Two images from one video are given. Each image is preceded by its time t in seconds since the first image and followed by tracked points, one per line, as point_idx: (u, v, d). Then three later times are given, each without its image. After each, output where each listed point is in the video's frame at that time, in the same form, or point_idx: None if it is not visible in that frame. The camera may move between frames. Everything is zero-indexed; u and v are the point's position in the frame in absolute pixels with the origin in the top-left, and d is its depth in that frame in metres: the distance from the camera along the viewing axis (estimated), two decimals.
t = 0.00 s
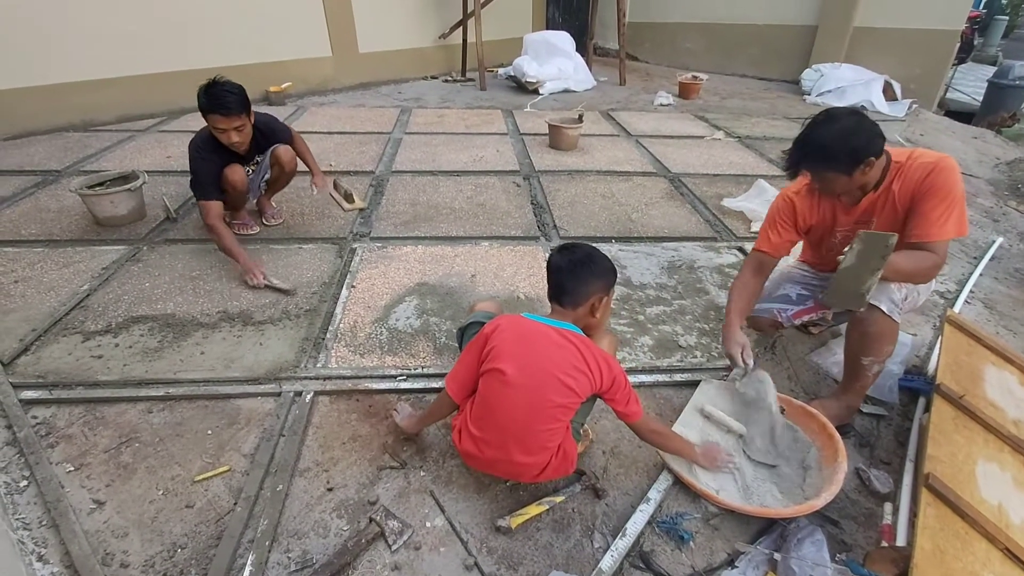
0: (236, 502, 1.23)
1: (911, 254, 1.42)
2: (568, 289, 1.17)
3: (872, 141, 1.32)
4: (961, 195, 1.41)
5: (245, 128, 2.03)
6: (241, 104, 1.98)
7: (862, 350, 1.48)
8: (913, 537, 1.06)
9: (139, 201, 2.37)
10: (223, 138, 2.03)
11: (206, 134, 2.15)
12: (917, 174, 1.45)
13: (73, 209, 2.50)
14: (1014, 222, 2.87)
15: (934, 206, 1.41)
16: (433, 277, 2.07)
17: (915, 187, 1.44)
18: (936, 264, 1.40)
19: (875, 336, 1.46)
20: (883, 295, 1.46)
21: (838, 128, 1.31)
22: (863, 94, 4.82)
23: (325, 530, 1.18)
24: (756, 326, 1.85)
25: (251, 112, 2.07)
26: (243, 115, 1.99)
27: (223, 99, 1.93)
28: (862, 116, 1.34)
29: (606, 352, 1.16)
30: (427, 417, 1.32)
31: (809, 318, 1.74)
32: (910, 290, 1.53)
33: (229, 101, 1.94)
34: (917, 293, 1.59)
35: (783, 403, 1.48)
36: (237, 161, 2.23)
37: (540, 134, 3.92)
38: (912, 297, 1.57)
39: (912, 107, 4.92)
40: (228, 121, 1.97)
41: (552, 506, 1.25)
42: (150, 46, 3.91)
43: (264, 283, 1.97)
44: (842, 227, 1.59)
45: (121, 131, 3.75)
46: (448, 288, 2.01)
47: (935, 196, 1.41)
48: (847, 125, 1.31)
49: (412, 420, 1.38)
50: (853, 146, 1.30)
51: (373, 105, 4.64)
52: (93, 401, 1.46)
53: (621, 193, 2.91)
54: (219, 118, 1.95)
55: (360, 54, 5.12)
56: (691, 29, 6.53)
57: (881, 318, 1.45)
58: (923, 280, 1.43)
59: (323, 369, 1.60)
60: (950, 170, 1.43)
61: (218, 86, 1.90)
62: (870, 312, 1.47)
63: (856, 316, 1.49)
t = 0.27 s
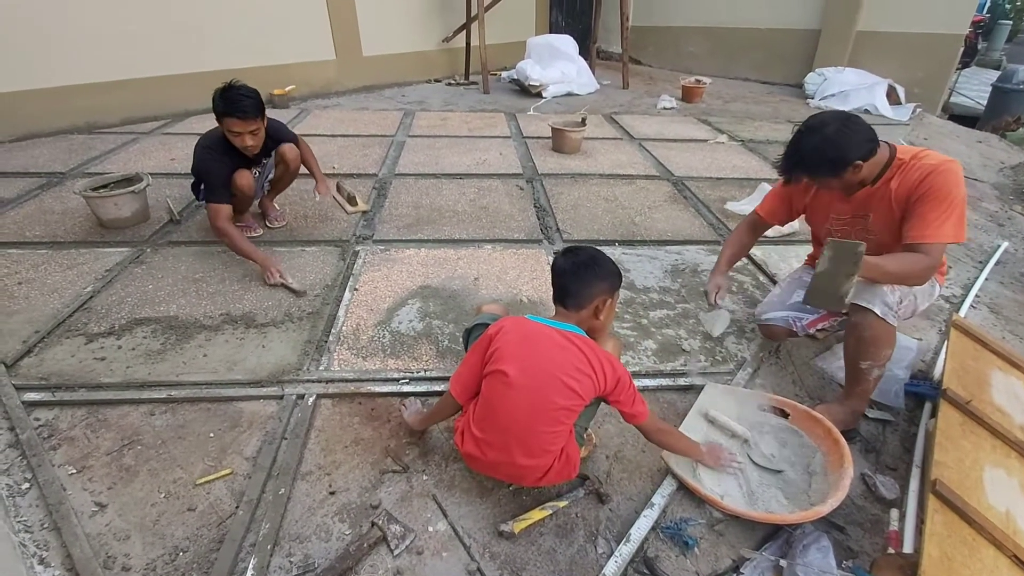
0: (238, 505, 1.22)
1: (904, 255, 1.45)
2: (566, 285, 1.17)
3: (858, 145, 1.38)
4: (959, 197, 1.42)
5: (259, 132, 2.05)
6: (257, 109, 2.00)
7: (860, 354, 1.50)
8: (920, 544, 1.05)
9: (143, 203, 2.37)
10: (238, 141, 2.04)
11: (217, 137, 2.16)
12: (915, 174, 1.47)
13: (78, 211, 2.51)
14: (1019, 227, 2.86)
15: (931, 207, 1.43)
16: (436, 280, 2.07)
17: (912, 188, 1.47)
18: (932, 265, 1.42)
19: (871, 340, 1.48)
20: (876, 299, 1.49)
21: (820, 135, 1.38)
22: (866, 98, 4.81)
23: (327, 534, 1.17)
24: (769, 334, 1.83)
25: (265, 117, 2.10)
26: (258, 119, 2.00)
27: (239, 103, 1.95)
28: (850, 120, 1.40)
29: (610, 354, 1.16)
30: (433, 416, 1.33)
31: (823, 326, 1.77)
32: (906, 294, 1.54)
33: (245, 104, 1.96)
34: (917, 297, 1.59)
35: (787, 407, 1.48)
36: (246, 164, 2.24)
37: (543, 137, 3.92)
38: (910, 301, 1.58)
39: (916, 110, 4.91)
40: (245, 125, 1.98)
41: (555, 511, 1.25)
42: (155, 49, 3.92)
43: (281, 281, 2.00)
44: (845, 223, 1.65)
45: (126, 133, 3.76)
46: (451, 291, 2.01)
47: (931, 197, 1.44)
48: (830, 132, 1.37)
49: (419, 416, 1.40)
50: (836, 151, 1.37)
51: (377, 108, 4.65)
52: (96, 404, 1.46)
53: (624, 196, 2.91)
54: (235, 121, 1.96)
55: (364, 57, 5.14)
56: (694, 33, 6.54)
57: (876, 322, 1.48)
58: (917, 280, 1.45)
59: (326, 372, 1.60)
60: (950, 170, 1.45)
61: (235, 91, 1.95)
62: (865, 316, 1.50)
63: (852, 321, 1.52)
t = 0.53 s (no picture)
0: (241, 508, 1.22)
1: (893, 254, 1.45)
2: (563, 281, 1.17)
3: (846, 140, 1.40)
4: (951, 199, 1.41)
5: (269, 135, 2.05)
6: (267, 111, 2.01)
7: (857, 357, 1.50)
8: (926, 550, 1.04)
9: (147, 204, 2.38)
10: (247, 143, 2.04)
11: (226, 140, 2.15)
12: (910, 172, 1.46)
13: (82, 213, 2.52)
14: None
15: (923, 206, 1.43)
16: (439, 282, 2.07)
17: (906, 186, 1.47)
18: (919, 266, 1.41)
19: (867, 343, 1.49)
20: (871, 300, 1.50)
21: (809, 129, 1.41)
22: (870, 101, 4.80)
23: (329, 537, 1.17)
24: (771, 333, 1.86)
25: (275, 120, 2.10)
26: (268, 122, 2.01)
27: (250, 105, 1.96)
28: (842, 115, 1.41)
29: (615, 355, 1.16)
30: (433, 422, 1.33)
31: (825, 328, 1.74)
32: (904, 296, 1.54)
33: (256, 107, 1.97)
34: (918, 300, 1.58)
35: (791, 411, 1.47)
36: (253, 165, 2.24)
37: (546, 139, 3.92)
38: (911, 304, 1.57)
39: (920, 113, 4.89)
40: (254, 127, 1.99)
41: (557, 515, 1.24)
42: (160, 52, 3.94)
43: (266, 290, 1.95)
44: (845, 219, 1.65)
45: (130, 135, 3.78)
46: (454, 293, 2.01)
47: (922, 196, 1.43)
48: (820, 125, 1.40)
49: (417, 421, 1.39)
50: (822, 145, 1.40)
51: (380, 110, 4.66)
52: (98, 405, 1.46)
53: (627, 199, 2.91)
54: (245, 124, 1.96)
55: (367, 60, 5.15)
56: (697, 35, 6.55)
57: (871, 324, 1.49)
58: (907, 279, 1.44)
59: (329, 374, 1.60)
60: (945, 171, 1.43)
61: (247, 93, 1.95)
62: (860, 318, 1.50)
63: (848, 323, 1.53)
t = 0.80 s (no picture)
0: (243, 507, 1.22)
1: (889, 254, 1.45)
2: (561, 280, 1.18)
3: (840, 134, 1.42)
4: (944, 201, 1.41)
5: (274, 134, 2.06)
6: (271, 110, 2.02)
7: (857, 359, 1.51)
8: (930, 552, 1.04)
9: (151, 205, 2.39)
10: (253, 144, 2.05)
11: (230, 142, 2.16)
12: (906, 171, 1.47)
13: (86, 213, 2.53)
14: None
15: (916, 206, 1.43)
16: (441, 283, 2.07)
17: (901, 185, 1.47)
18: (909, 266, 1.41)
19: (866, 345, 1.49)
20: (869, 302, 1.51)
21: (808, 120, 1.44)
22: (873, 103, 4.80)
23: (331, 537, 1.17)
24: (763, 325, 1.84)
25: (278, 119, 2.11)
26: (273, 121, 2.02)
27: (253, 105, 1.97)
28: (840, 108, 1.44)
29: (617, 355, 1.16)
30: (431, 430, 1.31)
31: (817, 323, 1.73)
32: (901, 297, 1.54)
33: (260, 106, 1.98)
34: (916, 302, 1.58)
35: (793, 413, 1.47)
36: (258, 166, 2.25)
37: (548, 141, 3.92)
38: (910, 305, 1.57)
39: (923, 115, 4.89)
40: (258, 127, 1.99)
41: (559, 516, 1.24)
42: (164, 53, 3.96)
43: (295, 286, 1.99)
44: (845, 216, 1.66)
45: (134, 136, 3.79)
46: (456, 294, 2.01)
47: (915, 196, 1.44)
48: (818, 116, 1.42)
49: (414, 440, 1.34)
50: (817, 135, 1.42)
51: (382, 111, 4.67)
52: (101, 405, 1.47)
53: (629, 200, 2.91)
54: (250, 123, 1.97)
55: (370, 62, 5.16)
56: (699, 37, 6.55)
57: (870, 326, 1.49)
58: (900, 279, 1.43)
59: (331, 375, 1.60)
60: (940, 173, 1.44)
61: (250, 93, 1.96)
62: (858, 320, 1.51)
63: (846, 326, 1.54)
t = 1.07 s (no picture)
0: (244, 506, 1.22)
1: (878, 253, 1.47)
2: (562, 275, 1.18)
3: (847, 124, 1.43)
4: (937, 201, 1.42)
5: (276, 134, 2.06)
6: (273, 110, 2.02)
7: (854, 361, 1.51)
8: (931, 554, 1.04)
9: (154, 205, 2.40)
10: (257, 144, 2.06)
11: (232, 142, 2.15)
12: (904, 169, 1.48)
13: (90, 213, 2.54)
14: None
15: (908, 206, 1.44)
16: (443, 283, 2.07)
17: (898, 184, 1.48)
18: (892, 266, 1.43)
19: (860, 347, 1.50)
20: (860, 302, 1.52)
21: (816, 108, 1.45)
22: (876, 105, 4.79)
23: (332, 536, 1.17)
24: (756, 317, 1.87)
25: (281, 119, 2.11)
26: (274, 121, 2.02)
27: (255, 105, 1.97)
28: (852, 100, 1.44)
29: (618, 355, 1.16)
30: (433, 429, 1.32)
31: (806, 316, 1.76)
32: (894, 298, 1.54)
33: (263, 106, 1.98)
34: (911, 304, 1.57)
35: (794, 414, 1.47)
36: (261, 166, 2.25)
37: (551, 142, 3.93)
38: (904, 306, 1.56)
39: (926, 117, 4.88)
40: (262, 126, 1.99)
41: (560, 516, 1.24)
42: (168, 54, 3.97)
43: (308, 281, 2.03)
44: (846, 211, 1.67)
45: (138, 136, 3.81)
46: (458, 294, 2.01)
47: (908, 195, 1.45)
48: (827, 105, 1.44)
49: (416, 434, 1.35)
50: (823, 124, 1.44)
51: (385, 112, 4.68)
52: (104, 403, 1.47)
53: (631, 201, 2.91)
54: (253, 123, 1.98)
55: (372, 63, 5.17)
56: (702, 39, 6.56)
57: (862, 328, 1.50)
58: (883, 279, 1.45)
59: (332, 374, 1.60)
60: (937, 175, 1.44)
61: (253, 92, 1.96)
62: (850, 323, 1.52)
63: (840, 329, 1.55)
